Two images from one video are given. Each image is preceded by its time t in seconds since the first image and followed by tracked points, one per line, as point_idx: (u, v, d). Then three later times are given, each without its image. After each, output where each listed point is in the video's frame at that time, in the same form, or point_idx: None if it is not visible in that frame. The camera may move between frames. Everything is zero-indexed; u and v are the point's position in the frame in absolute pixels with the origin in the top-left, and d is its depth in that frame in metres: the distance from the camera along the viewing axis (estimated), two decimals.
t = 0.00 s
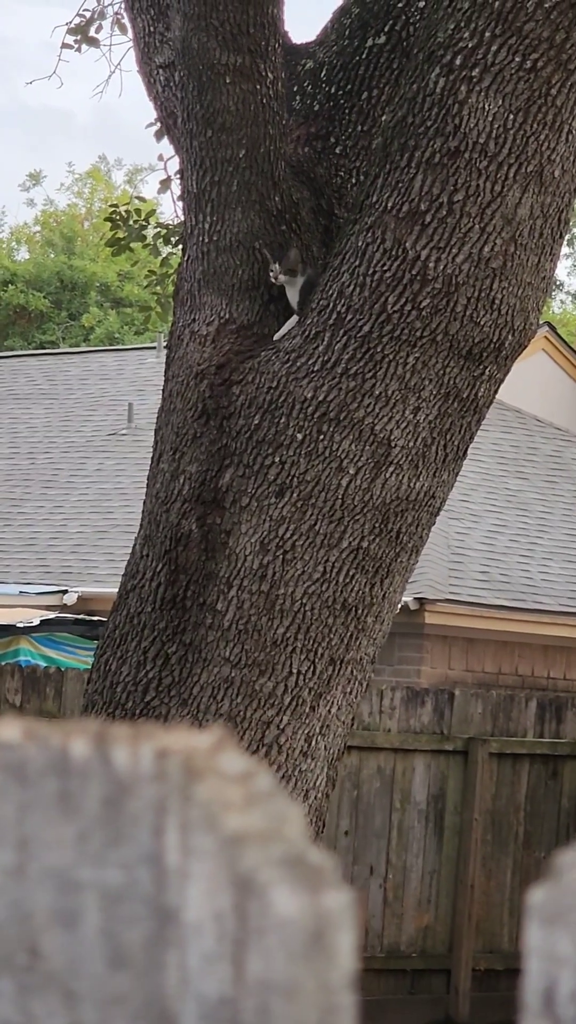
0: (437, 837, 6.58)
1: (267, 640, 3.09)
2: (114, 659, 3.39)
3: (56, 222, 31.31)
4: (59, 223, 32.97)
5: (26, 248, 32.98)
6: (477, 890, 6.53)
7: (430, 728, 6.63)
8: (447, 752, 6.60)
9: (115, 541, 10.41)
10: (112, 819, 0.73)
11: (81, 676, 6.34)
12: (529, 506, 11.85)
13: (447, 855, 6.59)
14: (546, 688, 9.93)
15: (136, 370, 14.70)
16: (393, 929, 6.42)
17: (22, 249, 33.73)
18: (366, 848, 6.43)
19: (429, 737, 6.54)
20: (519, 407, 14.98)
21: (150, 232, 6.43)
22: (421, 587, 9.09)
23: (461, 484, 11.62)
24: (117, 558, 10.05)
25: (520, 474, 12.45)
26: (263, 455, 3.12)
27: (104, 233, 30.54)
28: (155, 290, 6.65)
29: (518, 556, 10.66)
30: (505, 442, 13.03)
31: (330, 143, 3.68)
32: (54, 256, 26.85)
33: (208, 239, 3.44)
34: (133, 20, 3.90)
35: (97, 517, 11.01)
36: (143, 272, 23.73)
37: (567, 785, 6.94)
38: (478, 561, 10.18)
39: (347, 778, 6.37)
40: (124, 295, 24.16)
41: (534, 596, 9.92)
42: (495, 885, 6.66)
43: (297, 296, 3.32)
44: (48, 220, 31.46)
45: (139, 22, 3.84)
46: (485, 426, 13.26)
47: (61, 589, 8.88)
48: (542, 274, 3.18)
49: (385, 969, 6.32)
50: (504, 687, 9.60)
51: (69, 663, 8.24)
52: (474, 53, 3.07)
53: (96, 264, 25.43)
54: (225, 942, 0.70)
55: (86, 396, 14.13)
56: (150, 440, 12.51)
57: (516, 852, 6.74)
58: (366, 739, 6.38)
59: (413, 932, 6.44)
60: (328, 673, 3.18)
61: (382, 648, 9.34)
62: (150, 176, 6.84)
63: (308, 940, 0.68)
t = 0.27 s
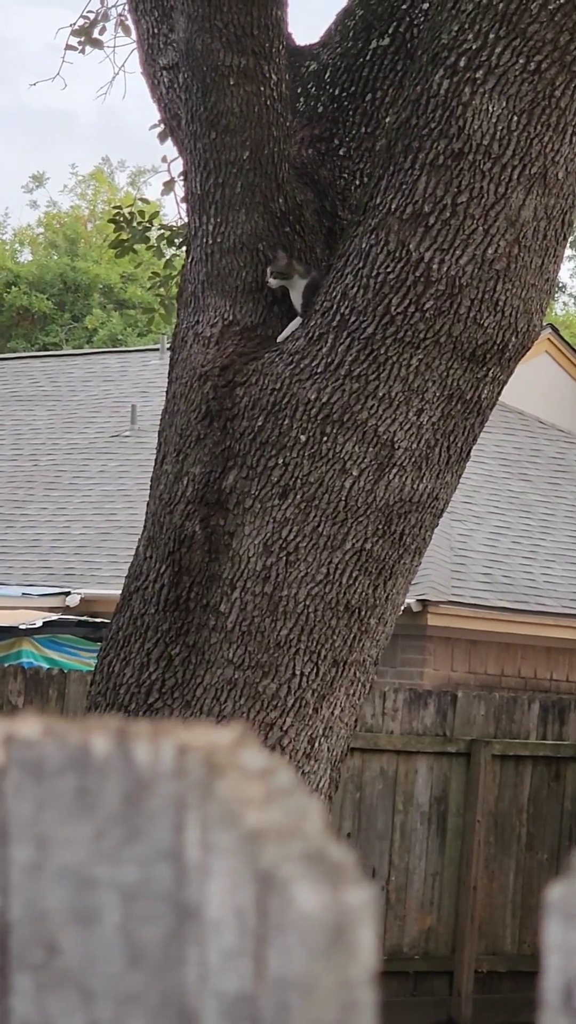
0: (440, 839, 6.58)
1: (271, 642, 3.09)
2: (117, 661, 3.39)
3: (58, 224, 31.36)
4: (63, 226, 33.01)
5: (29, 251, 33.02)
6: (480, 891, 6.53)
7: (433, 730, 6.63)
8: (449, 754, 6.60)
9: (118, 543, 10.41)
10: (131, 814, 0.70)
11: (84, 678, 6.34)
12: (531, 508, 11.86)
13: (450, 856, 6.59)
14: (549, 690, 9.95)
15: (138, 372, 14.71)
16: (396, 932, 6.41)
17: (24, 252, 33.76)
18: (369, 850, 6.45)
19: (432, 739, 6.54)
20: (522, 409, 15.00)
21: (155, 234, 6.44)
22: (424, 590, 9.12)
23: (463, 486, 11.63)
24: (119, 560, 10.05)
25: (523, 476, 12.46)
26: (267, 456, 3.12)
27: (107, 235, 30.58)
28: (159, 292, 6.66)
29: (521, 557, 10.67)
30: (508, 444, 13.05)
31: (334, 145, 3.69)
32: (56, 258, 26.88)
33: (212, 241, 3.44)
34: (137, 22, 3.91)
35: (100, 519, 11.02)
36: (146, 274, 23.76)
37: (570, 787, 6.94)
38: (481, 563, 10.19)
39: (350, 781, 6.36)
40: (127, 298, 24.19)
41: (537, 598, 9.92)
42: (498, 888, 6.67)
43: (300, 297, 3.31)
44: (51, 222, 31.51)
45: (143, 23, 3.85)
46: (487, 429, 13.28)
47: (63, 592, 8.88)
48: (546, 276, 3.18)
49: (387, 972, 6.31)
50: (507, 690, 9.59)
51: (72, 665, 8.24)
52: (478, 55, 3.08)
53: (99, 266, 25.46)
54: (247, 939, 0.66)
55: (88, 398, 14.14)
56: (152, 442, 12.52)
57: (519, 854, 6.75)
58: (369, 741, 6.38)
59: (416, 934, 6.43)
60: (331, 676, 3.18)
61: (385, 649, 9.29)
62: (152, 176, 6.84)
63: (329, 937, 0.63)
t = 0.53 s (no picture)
0: (444, 841, 6.58)
1: (275, 644, 3.09)
2: (121, 661, 3.39)
3: (62, 226, 31.38)
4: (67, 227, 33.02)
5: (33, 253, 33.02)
6: (483, 894, 6.54)
7: (437, 733, 6.60)
8: (453, 757, 6.60)
9: (121, 545, 10.42)
10: (148, 821, 0.77)
11: (89, 679, 6.34)
12: (534, 511, 11.86)
13: (454, 858, 6.58)
14: (553, 693, 9.93)
15: (142, 374, 14.71)
16: (400, 933, 6.41)
17: (28, 254, 33.78)
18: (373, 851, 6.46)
19: (435, 741, 6.54)
20: (526, 411, 15.00)
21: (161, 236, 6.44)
22: (427, 592, 9.15)
23: (467, 489, 11.64)
24: (122, 562, 10.06)
25: (526, 479, 12.47)
26: (271, 459, 3.12)
27: (111, 237, 30.57)
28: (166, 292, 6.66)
29: (524, 560, 10.67)
30: (511, 447, 13.06)
31: (339, 148, 3.70)
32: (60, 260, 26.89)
33: (217, 244, 3.45)
34: (141, 23, 3.92)
35: (103, 521, 11.02)
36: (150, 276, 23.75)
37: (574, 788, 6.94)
38: (483, 565, 10.20)
39: (354, 782, 6.37)
40: (131, 300, 24.19)
41: (540, 600, 9.93)
42: (501, 890, 6.67)
43: (304, 302, 3.33)
44: (55, 224, 31.53)
45: (148, 26, 3.87)
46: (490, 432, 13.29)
47: (66, 593, 8.88)
48: (551, 278, 3.18)
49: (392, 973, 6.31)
50: (511, 692, 9.62)
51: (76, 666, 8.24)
52: (484, 58, 3.08)
53: (103, 268, 25.46)
54: (261, 943, 0.72)
55: (92, 400, 14.15)
56: (155, 445, 12.52)
57: (522, 856, 6.75)
58: (372, 742, 6.37)
59: (420, 936, 6.43)
60: (335, 678, 3.18)
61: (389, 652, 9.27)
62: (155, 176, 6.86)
63: (342, 940, 0.70)
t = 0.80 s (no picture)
0: (448, 842, 6.58)
1: (279, 644, 3.09)
2: (126, 662, 3.39)
3: (67, 227, 31.39)
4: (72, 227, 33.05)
5: (38, 254, 33.03)
6: (487, 896, 6.53)
7: (440, 734, 6.61)
8: (456, 758, 6.61)
9: (126, 546, 10.42)
10: (160, 820, 0.81)
11: (93, 679, 6.35)
12: (538, 512, 11.87)
13: (458, 859, 6.58)
14: (557, 694, 9.94)
15: (146, 375, 14.72)
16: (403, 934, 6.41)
17: (33, 255, 33.80)
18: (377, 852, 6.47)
19: (439, 742, 6.56)
20: (531, 413, 15.00)
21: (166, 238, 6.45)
22: (430, 594, 9.17)
23: (471, 490, 11.65)
24: (126, 563, 10.07)
25: (530, 481, 12.48)
26: (276, 460, 3.12)
27: (115, 238, 30.57)
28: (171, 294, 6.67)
29: (528, 561, 10.68)
30: (515, 449, 13.06)
31: (344, 148, 3.70)
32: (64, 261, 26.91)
33: (221, 245, 3.45)
34: (147, 26, 3.93)
35: (108, 522, 11.04)
36: (155, 276, 23.76)
37: None
38: (488, 566, 10.20)
39: (357, 784, 6.39)
40: (136, 300, 24.21)
41: (544, 602, 9.93)
42: (505, 892, 6.67)
43: (309, 301, 3.31)
44: (61, 225, 31.57)
45: (153, 26, 3.86)
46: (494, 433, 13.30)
47: (70, 593, 8.88)
48: (556, 280, 3.18)
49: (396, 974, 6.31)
50: (515, 694, 9.64)
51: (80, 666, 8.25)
52: (489, 60, 3.08)
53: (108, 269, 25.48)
54: (273, 943, 0.75)
55: (96, 400, 14.16)
56: (159, 445, 12.53)
57: (526, 858, 6.74)
58: (376, 744, 6.39)
59: (423, 937, 6.43)
60: (339, 679, 3.18)
61: (392, 654, 9.31)
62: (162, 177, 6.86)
63: (353, 938, 0.72)
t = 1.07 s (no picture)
0: (451, 842, 6.58)
1: (283, 645, 3.09)
2: (130, 663, 3.39)
3: (72, 228, 31.43)
4: (76, 228, 33.09)
5: (43, 255, 33.08)
6: (490, 897, 6.52)
7: (444, 735, 6.65)
8: (460, 759, 6.60)
9: (129, 546, 10.43)
10: (176, 819, 0.67)
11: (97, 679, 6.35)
12: (542, 513, 11.87)
13: (461, 860, 6.58)
14: (561, 696, 9.94)
15: (149, 374, 14.73)
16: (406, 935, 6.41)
17: (37, 256, 33.84)
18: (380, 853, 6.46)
19: (443, 743, 6.56)
20: (534, 414, 15.00)
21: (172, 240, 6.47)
22: (434, 594, 9.18)
23: (475, 491, 11.65)
24: (129, 563, 10.07)
25: (534, 481, 12.49)
26: (280, 461, 3.12)
27: (119, 239, 30.60)
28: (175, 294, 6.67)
29: (531, 562, 10.68)
30: (519, 449, 13.07)
31: (349, 149, 3.70)
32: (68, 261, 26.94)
33: (226, 245, 3.45)
34: (151, 26, 3.92)
35: (112, 522, 11.03)
36: (158, 277, 23.79)
37: None
38: (491, 567, 10.21)
39: (361, 785, 6.39)
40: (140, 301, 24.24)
41: (548, 602, 9.93)
42: (509, 893, 6.66)
43: (313, 303, 3.32)
44: (65, 226, 31.62)
45: (158, 27, 3.87)
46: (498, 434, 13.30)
47: (74, 593, 8.89)
48: (561, 281, 3.18)
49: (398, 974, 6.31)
50: (519, 694, 9.64)
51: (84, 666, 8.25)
52: (494, 61, 3.08)
53: (112, 269, 25.52)
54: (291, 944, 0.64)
55: (100, 401, 14.18)
56: (162, 446, 12.54)
57: (529, 859, 6.74)
58: (379, 745, 6.39)
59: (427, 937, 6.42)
60: (343, 679, 3.18)
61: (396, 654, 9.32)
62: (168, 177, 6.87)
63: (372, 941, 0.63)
